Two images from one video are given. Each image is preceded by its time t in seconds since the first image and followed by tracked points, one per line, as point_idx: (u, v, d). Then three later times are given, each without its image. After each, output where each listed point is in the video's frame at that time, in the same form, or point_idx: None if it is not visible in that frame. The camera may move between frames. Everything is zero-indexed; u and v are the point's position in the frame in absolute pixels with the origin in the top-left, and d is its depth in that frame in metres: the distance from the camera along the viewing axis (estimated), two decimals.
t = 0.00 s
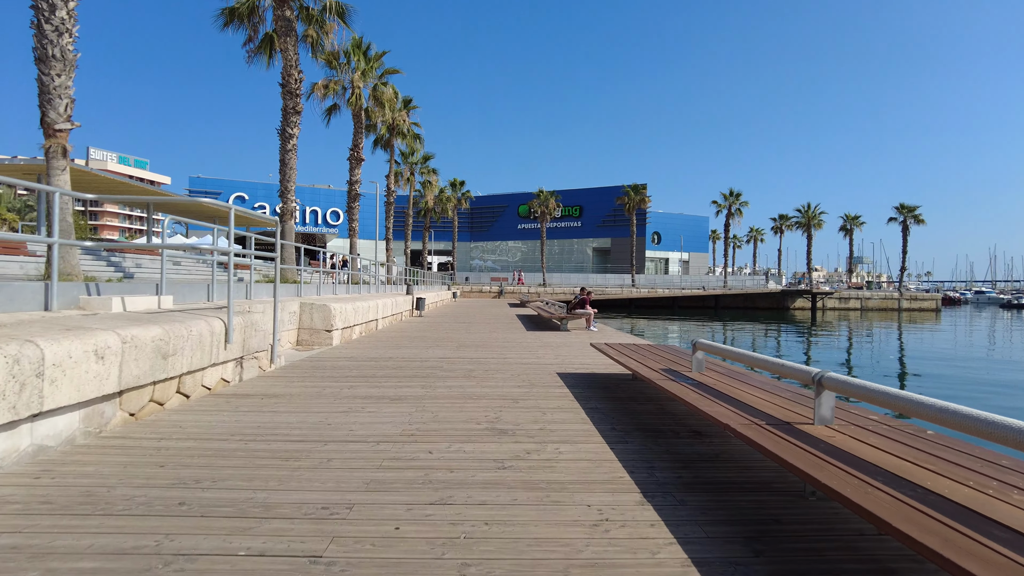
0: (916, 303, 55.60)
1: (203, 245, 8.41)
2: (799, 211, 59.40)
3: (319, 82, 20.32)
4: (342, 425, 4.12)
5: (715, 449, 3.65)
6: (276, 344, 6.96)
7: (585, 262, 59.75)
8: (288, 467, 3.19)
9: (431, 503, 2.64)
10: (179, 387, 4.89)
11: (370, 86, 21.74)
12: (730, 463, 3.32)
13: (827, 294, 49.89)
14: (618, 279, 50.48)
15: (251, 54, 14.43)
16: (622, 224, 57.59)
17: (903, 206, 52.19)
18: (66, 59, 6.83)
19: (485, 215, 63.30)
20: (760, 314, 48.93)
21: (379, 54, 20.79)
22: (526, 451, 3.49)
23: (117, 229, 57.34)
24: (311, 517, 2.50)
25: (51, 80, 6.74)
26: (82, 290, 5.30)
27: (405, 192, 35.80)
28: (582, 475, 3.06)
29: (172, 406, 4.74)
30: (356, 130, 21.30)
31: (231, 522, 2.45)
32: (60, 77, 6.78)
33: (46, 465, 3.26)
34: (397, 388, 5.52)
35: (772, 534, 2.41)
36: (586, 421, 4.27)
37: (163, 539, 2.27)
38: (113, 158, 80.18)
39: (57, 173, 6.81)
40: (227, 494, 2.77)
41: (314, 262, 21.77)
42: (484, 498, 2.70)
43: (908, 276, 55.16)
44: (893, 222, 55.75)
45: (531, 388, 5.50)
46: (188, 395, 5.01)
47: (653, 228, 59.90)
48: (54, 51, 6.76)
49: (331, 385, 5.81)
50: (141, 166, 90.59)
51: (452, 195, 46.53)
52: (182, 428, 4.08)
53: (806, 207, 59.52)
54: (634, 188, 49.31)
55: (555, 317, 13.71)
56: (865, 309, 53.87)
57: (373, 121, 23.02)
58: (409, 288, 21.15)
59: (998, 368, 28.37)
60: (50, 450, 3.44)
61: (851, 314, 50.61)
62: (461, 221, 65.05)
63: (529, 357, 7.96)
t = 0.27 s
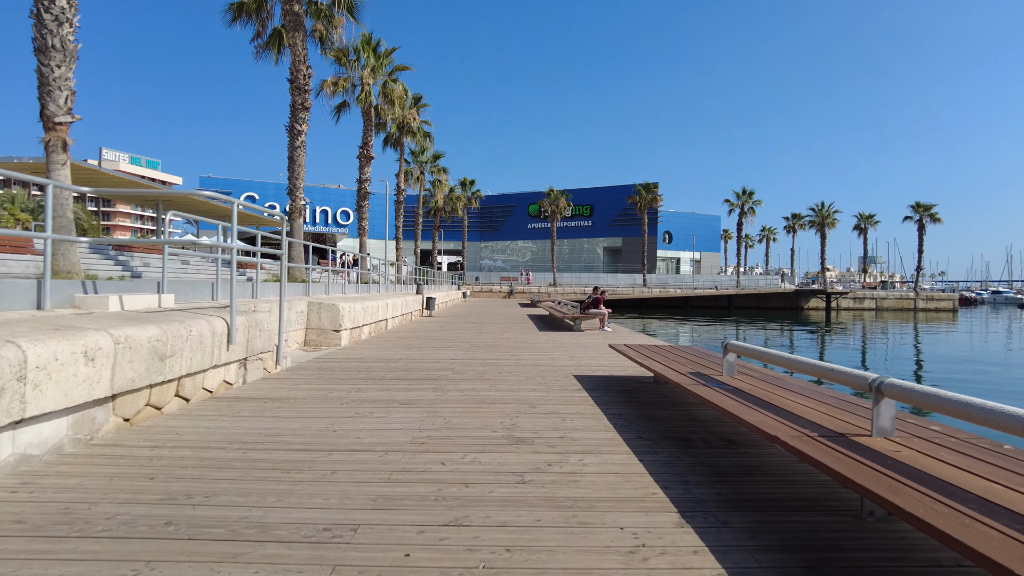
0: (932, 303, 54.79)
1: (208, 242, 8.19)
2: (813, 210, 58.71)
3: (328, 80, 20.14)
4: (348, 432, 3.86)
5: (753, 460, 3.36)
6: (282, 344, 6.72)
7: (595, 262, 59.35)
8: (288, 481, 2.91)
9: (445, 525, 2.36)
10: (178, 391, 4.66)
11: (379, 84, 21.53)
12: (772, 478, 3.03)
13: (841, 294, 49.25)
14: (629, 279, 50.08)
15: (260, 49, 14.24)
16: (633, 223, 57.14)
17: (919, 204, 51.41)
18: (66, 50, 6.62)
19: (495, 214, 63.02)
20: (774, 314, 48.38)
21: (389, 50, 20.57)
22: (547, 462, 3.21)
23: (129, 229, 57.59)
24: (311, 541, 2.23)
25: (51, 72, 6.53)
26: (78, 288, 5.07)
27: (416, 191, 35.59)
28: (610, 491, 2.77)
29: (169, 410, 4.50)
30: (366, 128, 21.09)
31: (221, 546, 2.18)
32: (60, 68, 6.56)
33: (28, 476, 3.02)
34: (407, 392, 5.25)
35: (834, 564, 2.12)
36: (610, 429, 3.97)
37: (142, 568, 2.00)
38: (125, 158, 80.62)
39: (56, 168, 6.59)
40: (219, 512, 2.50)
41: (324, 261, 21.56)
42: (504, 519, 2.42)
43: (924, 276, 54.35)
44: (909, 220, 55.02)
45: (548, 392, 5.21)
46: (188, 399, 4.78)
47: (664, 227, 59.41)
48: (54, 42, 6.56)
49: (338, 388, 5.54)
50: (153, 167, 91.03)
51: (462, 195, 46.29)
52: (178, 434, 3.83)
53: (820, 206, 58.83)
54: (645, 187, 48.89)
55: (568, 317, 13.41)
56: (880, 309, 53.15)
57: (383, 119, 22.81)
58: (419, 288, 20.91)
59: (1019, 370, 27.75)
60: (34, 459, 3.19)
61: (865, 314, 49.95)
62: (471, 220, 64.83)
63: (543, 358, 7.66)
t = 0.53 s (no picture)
0: (941, 303, 54.26)
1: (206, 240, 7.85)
2: (821, 210, 58.23)
3: (332, 78, 19.92)
4: (349, 448, 3.60)
5: (789, 482, 3.08)
6: (281, 350, 6.47)
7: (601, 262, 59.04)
8: (282, 507, 2.66)
9: (454, 564, 2.09)
10: (170, 400, 4.41)
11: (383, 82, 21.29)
12: (813, 504, 2.75)
13: (849, 294, 48.79)
14: (635, 280, 49.77)
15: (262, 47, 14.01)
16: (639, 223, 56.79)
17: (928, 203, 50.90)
18: (58, 44, 6.38)
19: (499, 214, 62.75)
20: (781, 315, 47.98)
21: (393, 49, 20.33)
22: (564, 485, 2.94)
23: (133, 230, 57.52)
24: None
25: (42, 67, 6.28)
26: (67, 292, 4.83)
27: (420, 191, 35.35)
28: (637, 521, 2.50)
29: (161, 421, 4.25)
30: (370, 127, 20.85)
31: None
32: (52, 63, 6.31)
33: None
34: (412, 401, 4.98)
35: None
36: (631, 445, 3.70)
37: None
38: (130, 159, 80.65)
39: (48, 166, 6.35)
40: (201, 546, 2.23)
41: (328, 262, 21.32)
42: (521, 557, 2.15)
43: (933, 275, 53.83)
44: (917, 220, 54.52)
45: (560, 402, 4.94)
46: (181, 409, 4.53)
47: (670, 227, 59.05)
48: (45, 36, 6.33)
49: (340, 396, 5.28)
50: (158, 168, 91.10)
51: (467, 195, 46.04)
52: (167, 449, 3.57)
53: (827, 205, 58.36)
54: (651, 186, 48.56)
55: (576, 319, 13.12)
56: (889, 309, 52.64)
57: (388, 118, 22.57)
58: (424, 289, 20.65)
59: None
60: (8, 480, 2.94)
61: (874, 314, 49.50)
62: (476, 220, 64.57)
63: (553, 363, 7.40)
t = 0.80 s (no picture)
0: (945, 303, 53.93)
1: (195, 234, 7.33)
2: (823, 209, 57.91)
3: (331, 75, 19.67)
4: (338, 456, 3.33)
5: (818, 495, 2.81)
6: (273, 350, 6.21)
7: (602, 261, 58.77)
8: (258, 525, 2.39)
9: None
10: (151, 403, 4.15)
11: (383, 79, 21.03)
12: (846, 521, 2.49)
13: (852, 294, 48.48)
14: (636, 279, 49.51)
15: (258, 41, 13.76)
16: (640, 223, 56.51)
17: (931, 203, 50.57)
18: (40, 31, 6.13)
19: (500, 214, 62.48)
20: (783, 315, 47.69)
21: (393, 45, 20.07)
22: (572, 498, 2.68)
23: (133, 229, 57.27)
24: None
25: (23, 54, 6.03)
26: (43, 289, 4.58)
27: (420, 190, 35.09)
28: (653, 540, 2.24)
29: (140, 425, 4.00)
30: (369, 124, 20.59)
31: None
32: (34, 51, 6.06)
33: None
34: (408, 404, 4.72)
35: None
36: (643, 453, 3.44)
37: None
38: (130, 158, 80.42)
39: (30, 159, 6.08)
40: (162, 573, 1.97)
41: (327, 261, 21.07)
42: None
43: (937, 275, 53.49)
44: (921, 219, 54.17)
45: (564, 404, 4.68)
46: (163, 412, 4.28)
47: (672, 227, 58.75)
48: (27, 22, 6.08)
49: (334, 399, 5.02)
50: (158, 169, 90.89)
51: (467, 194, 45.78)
52: (142, 456, 3.31)
53: (830, 204, 58.03)
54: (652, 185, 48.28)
55: (578, 318, 12.85)
56: (892, 309, 52.32)
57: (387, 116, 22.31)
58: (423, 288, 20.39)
59: None
60: None
61: (877, 315, 49.19)
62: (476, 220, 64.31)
63: (556, 363, 7.13)
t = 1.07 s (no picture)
0: (948, 303, 53.63)
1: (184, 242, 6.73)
2: (825, 209, 57.62)
3: (328, 74, 19.44)
4: (327, 478, 3.06)
5: (854, 523, 2.54)
6: (264, 357, 5.95)
7: (602, 262, 58.51)
8: (233, 564, 2.13)
9: None
10: (130, 417, 3.88)
11: (381, 77, 20.79)
12: (892, 560, 2.23)
13: (854, 294, 48.22)
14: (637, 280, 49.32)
15: (253, 38, 13.51)
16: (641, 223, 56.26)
17: (933, 203, 50.28)
18: (19, 24, 5.91)
19: (500, 214, 62.23)
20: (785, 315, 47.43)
21: (391, 43, 19.82)
22: (585, 530, 2.41)
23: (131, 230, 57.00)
24: None
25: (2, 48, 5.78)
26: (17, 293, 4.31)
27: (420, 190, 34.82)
28: None
29: (118, 441, 3.73)
30: (368, 124, 20.33)
31: None
32: (12, 44, 5.82)
33: None
34: (405, 415, 4.46)
35: None
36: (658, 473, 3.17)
37: None
38: (128, 159, 80.17)
39: (9, 156, 5.81)
40: None
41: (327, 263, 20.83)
42: None
43: (939, 275, 53.20)
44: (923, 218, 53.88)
45: (570, 417, 4.42)
46: (143, 426, 4.01)
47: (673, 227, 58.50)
48: (5, 14, 5.85)
49: (326, 410, 4.75)
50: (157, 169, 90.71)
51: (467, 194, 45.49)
52: (112, 476, 3.04)
53: (831, 204, 57.74)
54: (653, 185, 48.05)
55: (580, 321, 12.58)
56: (894, 309, 52.06)
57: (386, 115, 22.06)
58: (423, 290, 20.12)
59: None
60: None
61: (879, 315, 48.93)
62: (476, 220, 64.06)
63: (559, 370, 6.87)
